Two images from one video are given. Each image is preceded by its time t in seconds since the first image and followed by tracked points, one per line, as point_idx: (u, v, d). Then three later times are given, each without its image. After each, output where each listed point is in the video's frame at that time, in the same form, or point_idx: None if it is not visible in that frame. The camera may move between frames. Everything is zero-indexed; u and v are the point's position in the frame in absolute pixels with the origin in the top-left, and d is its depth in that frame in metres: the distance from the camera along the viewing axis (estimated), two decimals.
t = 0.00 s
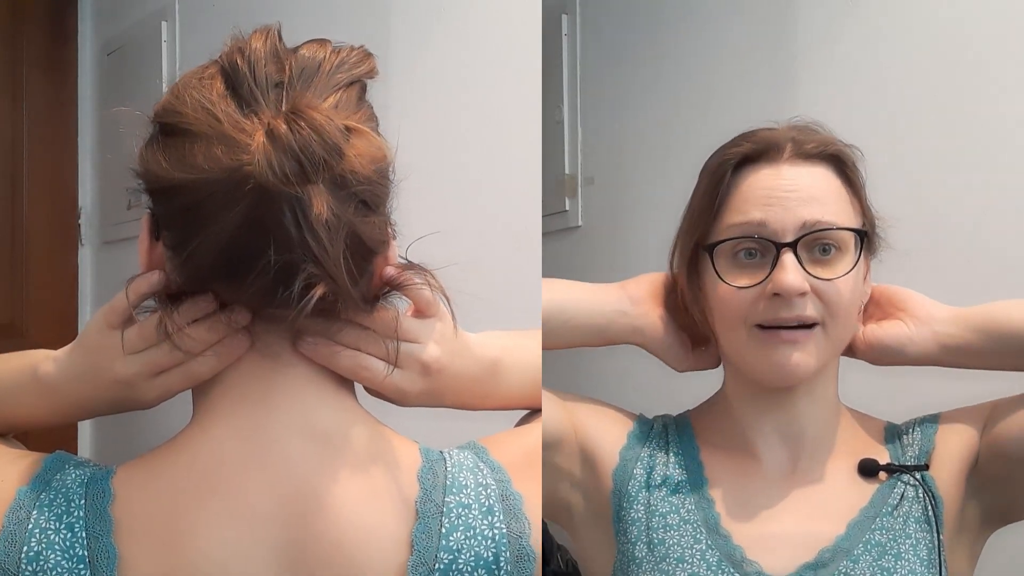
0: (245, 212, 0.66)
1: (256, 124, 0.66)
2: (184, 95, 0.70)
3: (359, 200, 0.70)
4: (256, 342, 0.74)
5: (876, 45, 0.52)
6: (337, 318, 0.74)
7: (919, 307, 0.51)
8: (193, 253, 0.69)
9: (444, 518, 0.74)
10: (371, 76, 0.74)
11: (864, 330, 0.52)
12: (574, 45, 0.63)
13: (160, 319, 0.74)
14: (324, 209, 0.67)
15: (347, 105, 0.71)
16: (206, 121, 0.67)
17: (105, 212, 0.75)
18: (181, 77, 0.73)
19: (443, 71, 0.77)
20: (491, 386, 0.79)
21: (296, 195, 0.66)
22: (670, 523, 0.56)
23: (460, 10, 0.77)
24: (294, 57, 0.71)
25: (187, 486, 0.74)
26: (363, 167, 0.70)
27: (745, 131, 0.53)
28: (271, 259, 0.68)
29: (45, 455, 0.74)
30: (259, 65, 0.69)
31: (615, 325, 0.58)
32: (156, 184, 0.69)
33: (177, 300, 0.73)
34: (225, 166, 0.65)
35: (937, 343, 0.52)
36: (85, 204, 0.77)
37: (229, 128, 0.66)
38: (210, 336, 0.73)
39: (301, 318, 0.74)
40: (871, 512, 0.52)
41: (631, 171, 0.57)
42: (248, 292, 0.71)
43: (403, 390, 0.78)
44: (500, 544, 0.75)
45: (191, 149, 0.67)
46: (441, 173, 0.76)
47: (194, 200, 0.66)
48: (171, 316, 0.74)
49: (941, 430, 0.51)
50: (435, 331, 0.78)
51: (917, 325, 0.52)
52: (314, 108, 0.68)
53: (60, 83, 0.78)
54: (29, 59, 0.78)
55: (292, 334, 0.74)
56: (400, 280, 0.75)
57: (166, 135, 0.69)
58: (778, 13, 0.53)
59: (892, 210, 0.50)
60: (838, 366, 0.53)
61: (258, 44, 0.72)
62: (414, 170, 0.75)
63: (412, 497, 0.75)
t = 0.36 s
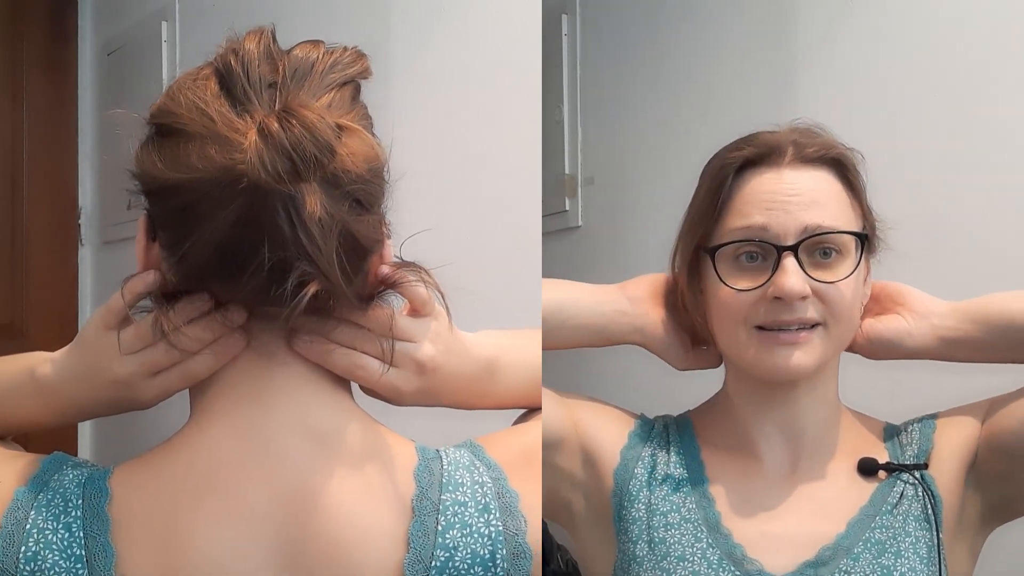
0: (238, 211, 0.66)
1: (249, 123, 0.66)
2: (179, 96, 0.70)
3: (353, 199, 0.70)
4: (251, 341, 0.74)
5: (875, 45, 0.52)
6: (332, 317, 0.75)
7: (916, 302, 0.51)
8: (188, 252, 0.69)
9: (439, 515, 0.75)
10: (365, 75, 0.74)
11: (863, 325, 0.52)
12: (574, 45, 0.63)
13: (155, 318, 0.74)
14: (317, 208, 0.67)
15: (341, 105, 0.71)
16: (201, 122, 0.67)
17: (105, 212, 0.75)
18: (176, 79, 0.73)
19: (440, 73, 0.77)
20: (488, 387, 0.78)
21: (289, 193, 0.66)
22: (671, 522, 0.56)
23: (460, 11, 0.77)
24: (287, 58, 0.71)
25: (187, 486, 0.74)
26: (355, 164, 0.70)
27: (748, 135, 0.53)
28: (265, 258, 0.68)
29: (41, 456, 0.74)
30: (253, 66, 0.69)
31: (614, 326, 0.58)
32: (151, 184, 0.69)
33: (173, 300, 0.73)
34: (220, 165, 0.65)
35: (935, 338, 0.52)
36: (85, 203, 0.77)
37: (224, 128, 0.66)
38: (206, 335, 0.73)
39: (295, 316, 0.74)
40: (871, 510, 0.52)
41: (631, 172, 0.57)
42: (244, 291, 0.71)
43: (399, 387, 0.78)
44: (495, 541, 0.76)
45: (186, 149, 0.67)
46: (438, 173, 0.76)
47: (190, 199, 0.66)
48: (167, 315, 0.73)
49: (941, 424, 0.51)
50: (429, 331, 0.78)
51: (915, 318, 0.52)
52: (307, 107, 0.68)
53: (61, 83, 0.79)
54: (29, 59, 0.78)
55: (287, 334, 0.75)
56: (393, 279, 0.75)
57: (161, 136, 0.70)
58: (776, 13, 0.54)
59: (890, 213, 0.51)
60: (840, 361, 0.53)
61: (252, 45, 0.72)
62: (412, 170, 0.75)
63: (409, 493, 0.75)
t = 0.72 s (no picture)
0: (239, 209, 0.65)
1: (251, 122, 0.66)
2: (180, 97, 0.70)
3: (354, 198, 0.69)
4: (251, 340, 0.74)
5: (876, 44, 0.52)
6: (331, 317, 0.74)
7: (915, 302, 0.52)
8: (190, 251, 0.69)
9: (440, 514, 0.74)
10: (364, 76, 0.74)
11: (860, 328, 0.52)
12: (574, 45, 0.63)
13: (156, 318, 0.74)
14: (319, 206, 0.66)
15: (341, 106, 0.70)
16: (203, 121, 0.67)
17: (105, 212, 0.76)
18: (179, 78, 0.73)
19: (440, 74, 0.77)
20: (486, 388, 0.79)
21: (292, 191, 0.65)
22: (669, 523, 0.56)
23: (460, 11, 0.77)
24: (287, 59, 0.71)
25: (186, 486, 0.74)
26: (356, 164, 0.70)
27: (745, 132, 0.53)
28: (267, 256, 0.67)
29: (42, 456, 0.74)
30: (254, 66, 0.69)
31: (611, 326, 0.59)
32: (152, 184, 0.69)
33: (174, 300, 0.73)
34: (221, 164, 0.64)
35: (934, 337, 0.52)
36: (86, 204, 0.77)
37: (226, 127, 0.66)
38: (207, 335, 0.73)
39: (296, 314, 0.74)
40: (869, 510, 0.52)
41: (631, 171, 0.57)
42: (246, 289, 0.71)
43: (399, 386, 0.78)
44: (496, 539, 0.75)
45: (188, 149, 0.67)
46: (440, 173, 0.76)
47: (191, 199, 0.66)
48: (168, 314, 0.74)
49: (939, 423, 0.51)
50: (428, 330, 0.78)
51: (914, 318, 0.52)
52: (310, 105, 0.68)
53: (61, 83, 0.79)
54: (29, 59, 0.78)
55: (288, 333, 0.75)
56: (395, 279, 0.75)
57: (163, 136, 0.69)
58: (776, 15, 0.54)
59: (888, 212, 0.51)
60: (837, 361, 0.53)
61: (253, 46, 0.72)
62: (413, 170, 0.75)
63: (410, 492, 0.75)
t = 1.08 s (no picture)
0: (244, 208, 0.65)
1: (257, 122, 0.66)
2: (186, 96, 0.70)
3: (358, 198, 0.69)
4: (253, 340, 0.74)
5: (873, 45, 0.52)
6: (331, 317, 0.74)
7: (912, 300, 0.52)
8: (195, 250, 0.69)
9: (443, 514, 0.74)
10: (368, 77, 0.74)
11: (856, 327, 0.52)
12: (574, 44, 0.63)
13: (159, 317, 0.75)
14: (324, 205, 0.66)
15: (346, 106, 0.71)
16: (208, 121, 0.67)
17: (105, 213, 0.76)
18: (184, 78, 0.73)
19: (439, 75, 0.77)
20: (484, 390, 0.79)
21: (297, 189, 0.65)
22: (666, 523, 0.56)
23: (459, 12, 0.77)
24: (292, 60, 0.71)
25: (186, 485, 0.74)
26: (361, 165, 0.70)
27: (738, 133, 0.53)
28: (272, 255, 0.67)
29: (43, 456, 0.74)
30: (260, 66, 0.69)
31: (606, 328, 0.59)
32: (156, 183, 0.69)
33: (178, 299, 0.73)
34: (227, 163, 0.65)
35: (930, 336, 0.52)
36: (86, 204, 0.77)
37: (232, 126, 0.66)
38: (210, 334, 0.74)
39: (300, 314, 0.74)
40: (865, 510, 0.52)
41: (631, 172, 0.57)
42: (250, 288, 0.71)
43: (401, 387, 0.78)
44: (498, 540, 0.75)
45: (193, 148, 0.67)
46: (442, 173, 0.77)
47: (195, 198, 0.66)
48: (171, 313, 0.74)
49: (936, 423, 0.51)
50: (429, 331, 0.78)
51: (911, 318, 0.52)
52: (317, 104, 0.68)
53: (61, 83, 0.79)
54: (29, 59, 0.78)
55: (290, 333, 0.75)
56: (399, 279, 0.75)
57: (167, 135, 0.69)
58: (775, 15, 0.54)
59: (883, 212, 0.51)
60: (831, 358, 0.53)
61: (258, 46, 0.72)
62: (415, 170, 0.76)
63: (411, 490, 0.75)
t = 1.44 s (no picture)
0: (252, 206, 0.66)
1: (263, 121, 0.67)
2: (191, 94, 0.70)
3: (363, 198, 0.70)
4: (259, 341, 0.75)
5: (873, 45, 0.52)
6: (332, 314, 0.74)
7: (909, 300, 0.52)
8: (199, 249, 0.69)
9: (445, 515, 0.74)
10: (372, 78, 0.74)
11: (855, 330, 0.53)
12: (574, 44, 0.63)
13: (165, 315, 0.74)
14: (330, 205, 0.67)
15: (348, 106, 0.70)
16: (213, 119, 0.67)
17: (105, 213, 0.76)
18: (189, 76, 0.74)
19: (440, 76, 0.77)
20: (482, 388, 0.78)
21: (303, 188, 0.66)
22: (664, 520, 0.56)
23: (458, 12, 0.77)
24: (298, 60, 0.71)
25: (188, 485, 0.74)
26: (366, 165, 0.70)
27: (740, 132, 0.53)
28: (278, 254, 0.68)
29: (46, 453, 0.73)
30: (265, 65, 0.69)
31: (607, 328, 0.58)
32: (161, 182, 0.70)
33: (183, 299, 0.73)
34: (234, 162, 0.66)
35: (930, 336, 0.52)
36: (85, 203, 0.77)
37: (237, 125, 0.66)
38: (217, 335, 0.74)
39: (305, 314, 0.74)
40: (863, 509, 0.52)
41: (631, 172, 0.57)
42: (254, 288, 0.72)
43: (401, 386, 0.77)
44: (501, 542, 0.75)
45: (198, 147, 0.67)
46: (444, 172, 0.76)
47: (201, 197, 0.67)
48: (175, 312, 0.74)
49: (934, 423, 0.52)
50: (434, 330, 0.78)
51: (909, 318, 0.52)
52: (322, 103, 0.68)
53: (61, 83, 0.79)
54: (29, 58, 0.78)
55: (291, 332, 0.75)
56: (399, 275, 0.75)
57: (172, 134, 0.70)
58: (774, 15, 0.54)
59: (883, 212, 0.51)
60: (830, 361, 0.53)
61: (263, 45, 0.72)
62: (418, 169, 0.75)
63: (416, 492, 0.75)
